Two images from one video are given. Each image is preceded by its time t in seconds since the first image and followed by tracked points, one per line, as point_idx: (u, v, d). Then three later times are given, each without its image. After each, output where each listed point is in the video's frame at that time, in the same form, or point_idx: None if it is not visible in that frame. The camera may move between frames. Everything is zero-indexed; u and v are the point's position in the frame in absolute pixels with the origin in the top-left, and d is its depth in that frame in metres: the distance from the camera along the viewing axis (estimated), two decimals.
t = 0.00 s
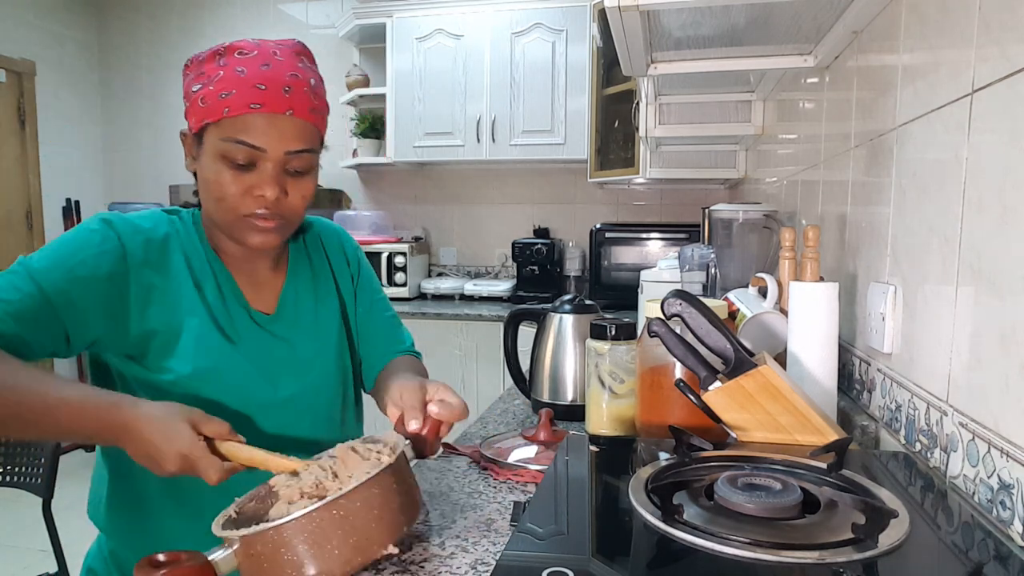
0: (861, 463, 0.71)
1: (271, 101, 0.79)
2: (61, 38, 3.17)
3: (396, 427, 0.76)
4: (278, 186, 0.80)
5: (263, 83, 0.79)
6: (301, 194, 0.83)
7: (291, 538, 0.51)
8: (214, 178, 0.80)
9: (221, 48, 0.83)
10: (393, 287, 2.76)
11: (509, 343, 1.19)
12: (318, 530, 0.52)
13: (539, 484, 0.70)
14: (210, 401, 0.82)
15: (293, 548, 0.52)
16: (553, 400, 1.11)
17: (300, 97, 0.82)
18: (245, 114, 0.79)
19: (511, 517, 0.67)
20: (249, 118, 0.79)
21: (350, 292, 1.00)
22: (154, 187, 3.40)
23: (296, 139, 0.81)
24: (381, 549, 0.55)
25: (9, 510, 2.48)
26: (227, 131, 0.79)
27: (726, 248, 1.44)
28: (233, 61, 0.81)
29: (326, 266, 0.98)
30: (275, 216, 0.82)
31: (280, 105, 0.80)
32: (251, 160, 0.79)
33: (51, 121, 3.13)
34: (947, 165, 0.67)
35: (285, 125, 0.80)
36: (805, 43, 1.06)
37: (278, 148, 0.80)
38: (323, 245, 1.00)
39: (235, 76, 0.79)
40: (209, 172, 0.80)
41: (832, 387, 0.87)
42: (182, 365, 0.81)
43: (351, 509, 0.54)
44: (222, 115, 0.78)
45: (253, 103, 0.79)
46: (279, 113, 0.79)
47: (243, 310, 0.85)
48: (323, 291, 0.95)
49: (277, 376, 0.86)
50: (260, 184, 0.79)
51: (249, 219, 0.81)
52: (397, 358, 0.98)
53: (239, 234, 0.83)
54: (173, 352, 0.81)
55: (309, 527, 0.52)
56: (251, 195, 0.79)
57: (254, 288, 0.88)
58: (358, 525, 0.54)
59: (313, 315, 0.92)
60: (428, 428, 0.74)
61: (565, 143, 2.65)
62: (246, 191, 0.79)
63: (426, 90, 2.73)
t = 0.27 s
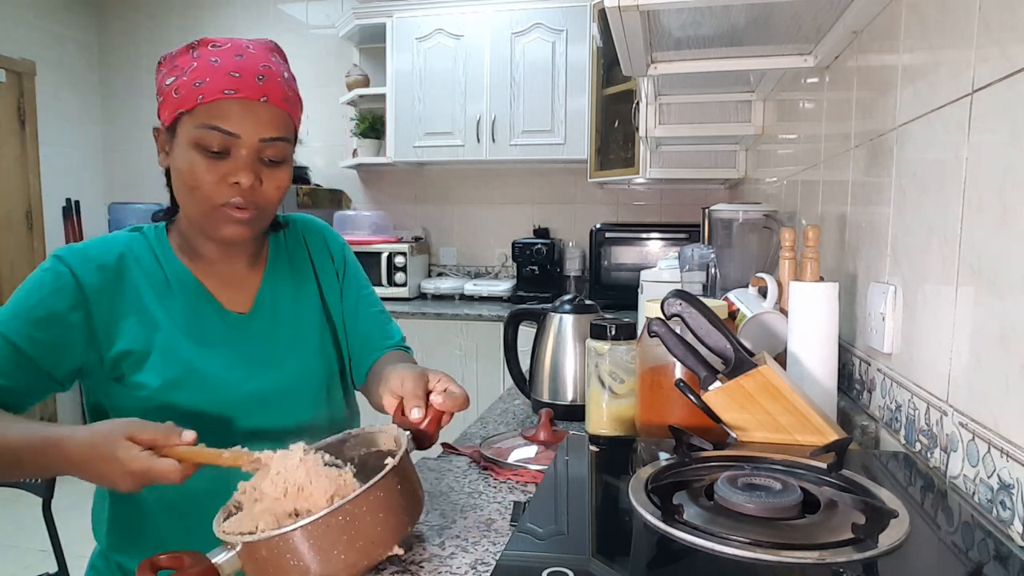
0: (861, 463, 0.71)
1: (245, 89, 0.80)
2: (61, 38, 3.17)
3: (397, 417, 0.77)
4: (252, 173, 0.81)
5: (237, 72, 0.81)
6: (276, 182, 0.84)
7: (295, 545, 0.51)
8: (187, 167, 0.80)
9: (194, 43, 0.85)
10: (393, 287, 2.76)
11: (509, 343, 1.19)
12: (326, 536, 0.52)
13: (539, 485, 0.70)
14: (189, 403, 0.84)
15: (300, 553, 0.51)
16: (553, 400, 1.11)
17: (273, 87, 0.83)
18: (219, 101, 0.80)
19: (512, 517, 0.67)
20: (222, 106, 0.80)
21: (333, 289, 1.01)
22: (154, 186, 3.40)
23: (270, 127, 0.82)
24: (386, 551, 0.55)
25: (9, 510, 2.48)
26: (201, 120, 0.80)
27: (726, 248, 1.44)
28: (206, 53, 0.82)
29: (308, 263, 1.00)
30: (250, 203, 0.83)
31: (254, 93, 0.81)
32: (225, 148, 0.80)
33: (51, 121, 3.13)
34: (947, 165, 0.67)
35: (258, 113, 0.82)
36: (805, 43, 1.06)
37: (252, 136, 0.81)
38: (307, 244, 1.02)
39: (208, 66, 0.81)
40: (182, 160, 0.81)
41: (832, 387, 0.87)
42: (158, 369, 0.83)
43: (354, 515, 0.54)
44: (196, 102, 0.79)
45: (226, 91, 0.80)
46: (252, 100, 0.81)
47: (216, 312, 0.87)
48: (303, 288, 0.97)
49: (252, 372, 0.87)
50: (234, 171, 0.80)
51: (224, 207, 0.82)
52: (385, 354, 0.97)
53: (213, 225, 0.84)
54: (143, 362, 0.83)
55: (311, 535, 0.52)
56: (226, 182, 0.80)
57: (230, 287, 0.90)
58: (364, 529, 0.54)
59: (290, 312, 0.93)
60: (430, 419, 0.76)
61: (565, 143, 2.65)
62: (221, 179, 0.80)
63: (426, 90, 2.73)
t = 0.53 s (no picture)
0: (861, 463, 0.71)
1: (244, 86, 0.81)
2: (61, 38, 3.17)
3: (398, 415, 0.77)
4: (250, 171, 0.82)
5: (236, 70, 0.81)
6: (274, 180, 0.85)
7: (302, 556, 0.51)
8: (185, 164, 0.81)
9: (194, 44, 0.85)
10: (393, 287, 2.76)
11: (509, 343, 1.19)
12: (334, 548, 0.52)
13: (539, 485, 0.70)
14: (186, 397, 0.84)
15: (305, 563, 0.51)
16: (553, 400, 1.11)
17: (273, 86, 0.84)
18: (218, 98, 0.80)
19: (512, 517, 0.67)
20: (221, 103, 0.80)
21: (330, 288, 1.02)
22: (154, 186, 3.40)
23: (267, 125, 0.83)
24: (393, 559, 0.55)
25: (9, 510, 2.48)
26: (201, 117, 0.81)
27: (726, 248, 1.44)
28: (206, 52, 0.83)
29: (305, 262, 1.00)
30: (248, 201, 0.83)
31: (253, 91, 0.82)
32: (224, 145, 0.81)
33: (51, 121, 3.13)
34: (947, 165, 0.67)
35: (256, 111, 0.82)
36: (805, 43, 1.06)
37: (250, 133, 0.82)
38: (305, 244, 1.02)
39: (208, 65, 0.81)
40: (181, 157, 0.81)
41: (832, 387, 0.87)
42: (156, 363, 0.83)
43: (367, 530, 0.54)
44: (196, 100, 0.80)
45: (226, 89, 0.80)
46: (251, 98, 0.81)
47: (215, 310, 0.87)
48: (300, 289, 0.97)
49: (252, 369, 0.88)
50: (233, 167, 0.81)
51: (222, 204, 0.82)
52: (385, 353, 0.96)
53: (211, 222, 0.84)
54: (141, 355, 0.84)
55: (321, 549, 0.52)
56: (224, 179, 0.81)
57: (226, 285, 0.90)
58: (372, 541, 0.54)
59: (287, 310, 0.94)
60: (432, 419, 0.76)
61: (565, 143, 2.65)
62: (219, 175, 0.81)
63: (426, 90, 2.73)
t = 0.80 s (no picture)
0: (861, 464, 0.71)
1: (275, 92, 0.82)
2: (60, 38, 3.17)
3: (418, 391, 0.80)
4: (275, 172, 0.82)
5: (268, 74, 0.82)
6: (295, 183, 0.85)
7: (353, 539, 0.51)
8: (210, 161, 0.81)
9: (226, 46, 0.85)
10: (393, 287, 2.76)
11: (509, 342, 1.19)
12: (387, 521, 0.52)
13: (539, 485, 0.70)
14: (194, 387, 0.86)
15: (364, 541, 0.51)
16: (553, 400, 1.11)
17: (302, 93, 0.84)
18: (249, 100, 0.81)
19: (512, 517, 0.67)
20: (252, 105, 0.81)
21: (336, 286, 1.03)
22: (154, 187, 3.40)
23: (295, 130, 0.83)
24: (439, 528, 0.56)
25: (9, 510, 2.48)
26: (230, 116, 0.81)
27: (726, 248, 1.44)
28: (238, 55, 0.83)
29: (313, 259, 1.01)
30: (271, 202, 0.84)
31: (283, 96, 0.82)
32: (250, 145, 0.81)
33: (51, 121, 3.13)
34: (947, 165, 0.67)
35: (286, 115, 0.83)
36: (805, 43, 1.06)
37: (277, 135, 0.82)
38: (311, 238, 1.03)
39: (240, 67, 0.82)
40: (206, 154, 0.81)
41: (832, 387, 0.87)
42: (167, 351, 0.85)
43: (411, 500, 0.54)
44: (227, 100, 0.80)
45: (258, 91, 0.81)
46: (281, 103, 0.82)
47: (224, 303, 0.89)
48: (308, 288, 0.99)
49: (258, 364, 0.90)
50: (258, 168, 0.81)
51: (245, 203, 0.83)
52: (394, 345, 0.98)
53: (232, 219, 0.84)
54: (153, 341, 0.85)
55: (369, 526, 0.51)
56: (248, 178, 0.81)
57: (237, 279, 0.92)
58: (422, 511, 0.54)
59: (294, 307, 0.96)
60: (451, 390, 0.79)
61: (565, 143, 2.65)
62: (243, 174, 0.81)
63: (426, 90, 2.73)
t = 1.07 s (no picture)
0: (861, 464, 0.71)
1: (301, 96, 0.83)
2: (60, 38, 3.17)
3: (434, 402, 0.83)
4: (298, 173, 0.83)
5: (294, 80, 0.83)
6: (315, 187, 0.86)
7: (361, 537, 0.51)
8: (234, 161, 0.81)
9: (249, 50, 0.86)
10: (393, 287, 2.76)
11: (509, 343, 1.19)
12: (399, 524, 0.52)
13: (539, 485, 0.70)
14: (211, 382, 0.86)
15: (374, 541, 0.52)
16: (553, 400, 1.11)
17: (324, 100, 0.86)
18: (276, 103, 0.82)
19: (512, 517, 0.67)
20: (279, 107, 0.82)
21: (341, 294, 1.06)
22: (154, 187, 3.40)
23: (318, 134, 0.85)
24: (445, 533, 0.56)
25: (8, 510, 2.48)
26: (256, 118, 0.81)
27: (726, 248, 1.44)
28: (263, 60, 0.84)
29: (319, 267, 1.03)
30: (291, 204, 0.84)
31: (308, 101, 0.84)
32: (275, 146, 0.82)
33: (51, 121, 3.13)
34: (947, 165, 0.67)
35: (311, 120, 0.84)
36: (805, 43, 1.06)
37: (302, 138, 0.83)
38: (318, 247, 1.05)
39: (266, 72, 0.83)
40: (230, 153, 0.81)
41: (832, 387, 0.87)
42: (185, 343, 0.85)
43: (422, 504, 0.54)
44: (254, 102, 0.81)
45: (285, 95, 0.82)
46: (306, 107, 0.83)
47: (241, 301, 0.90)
48: (317, 290, 1.01)
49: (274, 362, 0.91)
50: (282, 169, 0.82)
51: (267, 205, 0.82)
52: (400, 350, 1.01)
53: (253, 221, 0.84)
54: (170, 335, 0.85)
55: (378, 528, 0.52)
56: (272, 179, 0.81)
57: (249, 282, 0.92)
58: (432, 514, 0.55)
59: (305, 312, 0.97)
60: (463, 402, 0.81)
61: (565, 143, 2.65)
62: (266, 176, 0.81)
63: (426, 90, 2.73)
